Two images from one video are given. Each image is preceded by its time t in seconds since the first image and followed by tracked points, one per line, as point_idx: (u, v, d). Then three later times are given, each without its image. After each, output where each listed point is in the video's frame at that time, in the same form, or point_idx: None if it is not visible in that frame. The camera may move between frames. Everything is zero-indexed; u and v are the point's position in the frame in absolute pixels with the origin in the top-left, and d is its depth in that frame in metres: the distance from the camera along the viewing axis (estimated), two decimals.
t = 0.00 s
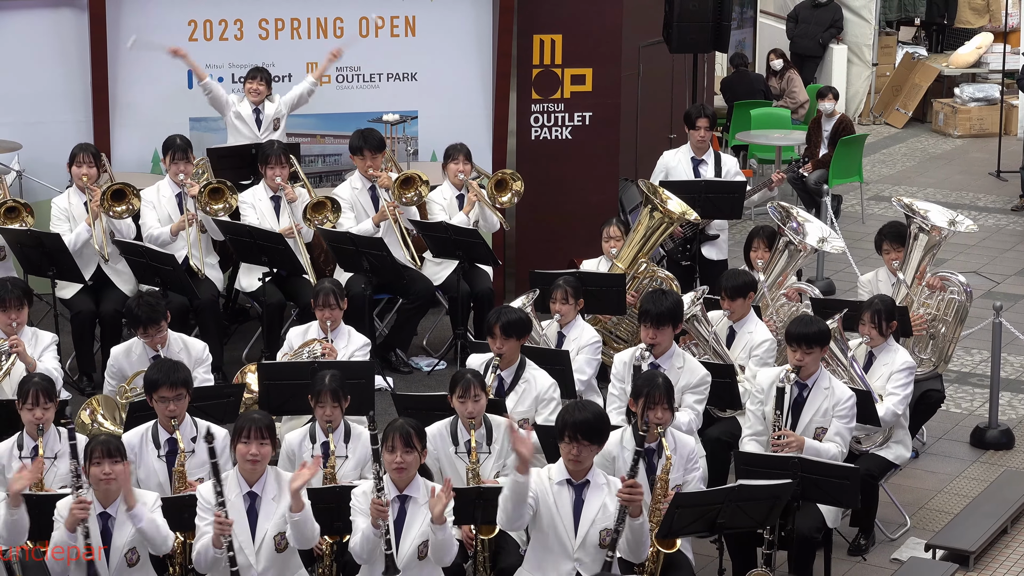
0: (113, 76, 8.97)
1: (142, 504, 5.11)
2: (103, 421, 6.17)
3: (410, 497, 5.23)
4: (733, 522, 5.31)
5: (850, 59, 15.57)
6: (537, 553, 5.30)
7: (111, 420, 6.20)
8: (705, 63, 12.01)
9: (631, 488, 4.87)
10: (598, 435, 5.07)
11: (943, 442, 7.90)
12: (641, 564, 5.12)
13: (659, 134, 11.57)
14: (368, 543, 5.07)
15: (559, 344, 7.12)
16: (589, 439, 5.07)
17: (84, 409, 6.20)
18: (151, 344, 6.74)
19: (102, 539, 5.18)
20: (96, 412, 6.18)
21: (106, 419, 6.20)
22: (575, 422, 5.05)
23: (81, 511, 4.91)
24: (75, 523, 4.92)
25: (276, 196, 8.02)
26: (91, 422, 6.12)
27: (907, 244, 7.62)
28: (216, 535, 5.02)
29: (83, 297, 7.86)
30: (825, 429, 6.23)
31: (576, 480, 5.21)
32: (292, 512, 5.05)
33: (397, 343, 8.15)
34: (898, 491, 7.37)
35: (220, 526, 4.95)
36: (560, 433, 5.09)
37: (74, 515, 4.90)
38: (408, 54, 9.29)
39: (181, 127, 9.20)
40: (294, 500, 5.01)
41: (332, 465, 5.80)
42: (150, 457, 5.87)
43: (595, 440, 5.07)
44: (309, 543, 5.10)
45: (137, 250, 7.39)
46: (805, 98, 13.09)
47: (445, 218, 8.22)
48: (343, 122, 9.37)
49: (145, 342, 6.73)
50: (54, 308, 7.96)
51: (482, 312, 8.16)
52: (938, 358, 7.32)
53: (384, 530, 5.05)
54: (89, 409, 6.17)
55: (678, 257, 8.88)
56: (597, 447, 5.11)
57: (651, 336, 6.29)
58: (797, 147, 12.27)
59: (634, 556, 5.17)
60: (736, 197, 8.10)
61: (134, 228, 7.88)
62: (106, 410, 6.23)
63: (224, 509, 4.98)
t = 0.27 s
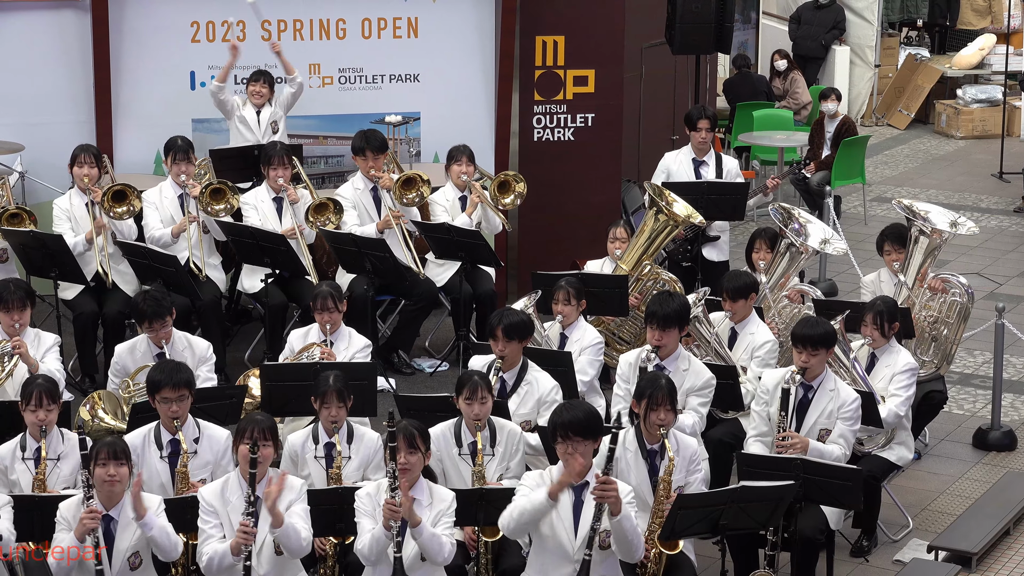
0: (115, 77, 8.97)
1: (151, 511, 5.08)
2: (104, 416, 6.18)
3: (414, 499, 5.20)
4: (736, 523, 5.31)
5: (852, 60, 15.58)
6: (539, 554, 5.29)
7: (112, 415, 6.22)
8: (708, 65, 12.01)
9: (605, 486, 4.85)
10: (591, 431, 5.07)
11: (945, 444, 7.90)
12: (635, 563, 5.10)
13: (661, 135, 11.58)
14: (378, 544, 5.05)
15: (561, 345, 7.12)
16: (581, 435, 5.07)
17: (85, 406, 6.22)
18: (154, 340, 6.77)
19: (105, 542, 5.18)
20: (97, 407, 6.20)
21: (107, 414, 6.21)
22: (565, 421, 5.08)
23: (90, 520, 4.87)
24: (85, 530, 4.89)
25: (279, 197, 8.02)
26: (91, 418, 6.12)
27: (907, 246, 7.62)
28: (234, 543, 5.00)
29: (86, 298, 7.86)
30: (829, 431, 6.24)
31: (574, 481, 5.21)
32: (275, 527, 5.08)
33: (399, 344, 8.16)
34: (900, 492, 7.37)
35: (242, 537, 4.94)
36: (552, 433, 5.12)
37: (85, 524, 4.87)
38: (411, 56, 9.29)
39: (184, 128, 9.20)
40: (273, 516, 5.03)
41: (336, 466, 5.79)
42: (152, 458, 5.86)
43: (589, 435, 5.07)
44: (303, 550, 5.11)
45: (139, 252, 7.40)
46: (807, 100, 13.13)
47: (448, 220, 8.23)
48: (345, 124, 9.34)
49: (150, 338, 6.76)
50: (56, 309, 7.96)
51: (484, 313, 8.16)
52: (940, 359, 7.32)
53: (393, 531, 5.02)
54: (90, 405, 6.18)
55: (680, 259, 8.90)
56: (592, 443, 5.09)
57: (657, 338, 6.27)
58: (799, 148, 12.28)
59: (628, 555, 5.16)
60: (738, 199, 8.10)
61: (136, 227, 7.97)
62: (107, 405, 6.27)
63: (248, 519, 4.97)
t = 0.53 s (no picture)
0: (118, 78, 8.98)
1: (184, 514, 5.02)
2: (106, 409, 6.22)
3: (416, 500, 5.22)
4: (739, 525, 5.30)
5: (855, 61, 15.57)
6: (541, 556, 5.27)
7: (114, 407, 6.24)
8: (710, 66, 12.00)
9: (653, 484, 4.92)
10: (589, 429, 5.08)
11: (948, 445, 7.89)
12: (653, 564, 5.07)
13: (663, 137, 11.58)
14: (372, 552, 5.05)
15: (564, 346, 7.11)
16: (580, 433, 5.09)
17: (86, 400, 6.26)
18: (160, 335, 6.80)
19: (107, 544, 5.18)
20: (98, 400, 6.23)
21: (108, 406, 6.23)
22: (565, 421, 5.07)
23: (70, 518, 4.89)
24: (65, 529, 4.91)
25: (282, 198, 8.04)
26: (91, 413, 6.17)
27: (909, 248, 7.60)
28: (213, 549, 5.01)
29: (88, 299, 7.87)
30: (831, 432, 6.24)
31: (577, 482, 5.23)
32: (312, 519, 5.00)
33: (402, 346, 8.16)
34: (903, 494, 7.36)
35: (215, 542, 4.91)
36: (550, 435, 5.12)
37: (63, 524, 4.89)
38: (413, 58, 9.30)
39: (186, 130, 9.21)
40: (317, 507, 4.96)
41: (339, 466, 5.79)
42: (155, 459, 5.87)
43: (586, 433, 5.09)
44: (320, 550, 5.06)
45: (142, 253, 7.41)
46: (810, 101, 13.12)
47: (450, 221, 8.23)
48: (347, 125, 9.37)
49: (157, 333, 6.79)
50: (59, 310, 7.96)
51: (486, 315, 8.16)
52: (943, 361, 7.30)
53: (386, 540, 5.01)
54: (91, 398, 6.22)
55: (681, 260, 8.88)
56: (590, 441, 5.12)
57: (662, 340, 6.26)
58: (801, 150, 12.27)
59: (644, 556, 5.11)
60: (741, 200, 8.10)
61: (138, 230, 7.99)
62: (110, 398, 6.28)
63: (221, 525, 4.95)
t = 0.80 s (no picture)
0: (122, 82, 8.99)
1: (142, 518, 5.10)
2: (109, 402, 6.33)
3: (419, 503, 5.21)
4: (742, 529, 5.30)
5: (859, 65, 15.58)
6: (544, 560, 5.26)
7: (117, 400, 6.36)
8: (714, 70, 12.01)
9: (639, 482, 4.79)
10: (594, 431, 5.08)
11: (952, 449, 7.89)
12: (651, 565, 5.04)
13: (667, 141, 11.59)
14: (378, 551, 5.06)
15: (567, 350, 7.11)
16: (583, 434, 5.08)
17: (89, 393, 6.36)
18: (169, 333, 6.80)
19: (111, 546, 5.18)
20: (100, 394, 6.35)
21: (111, 399, 6.36)
22: (565, 423, 5.07)
23: (91, 521, 4.88)
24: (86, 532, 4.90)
25: (286, 201, 8.04)
26: (95, 408, 6.28)
27: (912, 252, 7.60)
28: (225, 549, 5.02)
29: (92, 302, 7.88)
30: (834, 435, 6.22)
31: (580, 485, 5.21)
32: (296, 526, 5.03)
33: (406, 349, 8.17)
34: (907, 497, 7.36)
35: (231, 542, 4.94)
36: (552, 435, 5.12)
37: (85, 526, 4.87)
38: (417, 62, 9.31)
39: (190, 133, 9.21)
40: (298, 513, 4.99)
41: (342, 469, 5.79)
42: (158, 462, 5.87)
43: (590, 434, 5.08)
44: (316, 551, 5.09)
45: (145, 256, 7.41)
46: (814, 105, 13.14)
47: (455, 224, 8.24)
48: (352, 128, 9.35)
49: (165, 331, 6.79)
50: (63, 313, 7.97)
51: (490, 318, 8.16)
52: (946, 365, 7.33)
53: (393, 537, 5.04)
54: (93, 391, 6.33)
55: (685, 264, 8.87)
56: (593, 442, 5.11)
57: (665, 342, 6.29)
58: (806, 154, 12.27)
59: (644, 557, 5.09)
60: (745, 204, 8.10)
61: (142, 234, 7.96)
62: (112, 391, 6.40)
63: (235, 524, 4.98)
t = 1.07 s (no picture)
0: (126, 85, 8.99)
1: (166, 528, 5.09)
2: (114, 398, 6.24)
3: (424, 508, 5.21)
4: (747, 534, 5.29)
5: (864, 69, 15.58)
6: (548, 566, 5.26)
7: (122, 395, 6.27)
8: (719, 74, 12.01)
9: (622, 492, 4.79)
10: (607, 437, 5.08)
11: (957, 454, 7.88)
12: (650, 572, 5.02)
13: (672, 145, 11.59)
14: (390, 552, 5.05)
15: (571, 354, 7.11)
16: (596, 439, 5.07)
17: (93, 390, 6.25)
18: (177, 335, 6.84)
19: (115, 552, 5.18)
20: (105, 390, 6.25)
21: (116, 395, 6.27)
22: (580, 427, 5.07)
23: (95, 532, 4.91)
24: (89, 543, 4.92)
25: (291, 206, 8.04)
26: (100, 405, 6.18)
27: (920, 255, 7.60)
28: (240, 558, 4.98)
29: (97, 306, 7.88)
30: (837, 439, 6.21)
31: (588, 491, 5.15)
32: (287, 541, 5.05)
33: (411, 353, 8.17)
34: (912, 502, 7.35)
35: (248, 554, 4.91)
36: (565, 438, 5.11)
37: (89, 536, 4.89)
38: (422, 66, 9.31)
39: (195, 137, 9.21)
40: (284, 530, 5.01)
41: (346, 473, 5.79)
42: (164, 467, 5.87)
43: (601, 439, 5.07)
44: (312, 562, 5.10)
45: (150, 261, 7.42)
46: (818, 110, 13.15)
47: (460, 228, 8.24)
48: (358, 133, 9.36)
49: (173, 333, 6.84)
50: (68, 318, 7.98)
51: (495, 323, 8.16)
52: (952, 369, 7.29)
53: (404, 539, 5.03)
54: (98, 388, 6.23)
55: (691, 268, 8.85)
56: (604, 448, 5.10)
57: (668, 347, 6.30)
58: (811, 158, 12.26)
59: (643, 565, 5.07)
60: (750, 209, 8.09)
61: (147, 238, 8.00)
62: (117, 386, 6.31)
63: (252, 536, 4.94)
